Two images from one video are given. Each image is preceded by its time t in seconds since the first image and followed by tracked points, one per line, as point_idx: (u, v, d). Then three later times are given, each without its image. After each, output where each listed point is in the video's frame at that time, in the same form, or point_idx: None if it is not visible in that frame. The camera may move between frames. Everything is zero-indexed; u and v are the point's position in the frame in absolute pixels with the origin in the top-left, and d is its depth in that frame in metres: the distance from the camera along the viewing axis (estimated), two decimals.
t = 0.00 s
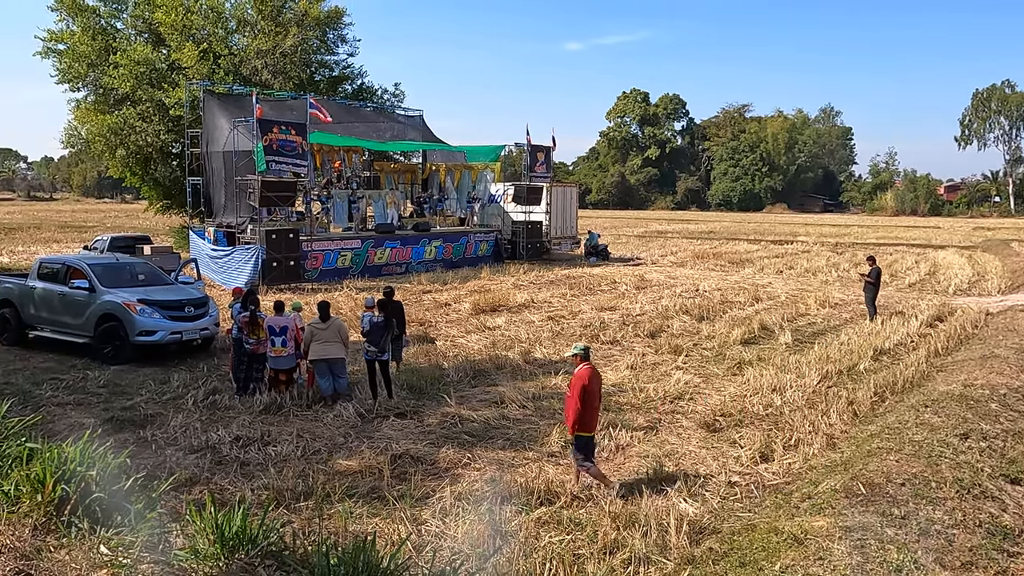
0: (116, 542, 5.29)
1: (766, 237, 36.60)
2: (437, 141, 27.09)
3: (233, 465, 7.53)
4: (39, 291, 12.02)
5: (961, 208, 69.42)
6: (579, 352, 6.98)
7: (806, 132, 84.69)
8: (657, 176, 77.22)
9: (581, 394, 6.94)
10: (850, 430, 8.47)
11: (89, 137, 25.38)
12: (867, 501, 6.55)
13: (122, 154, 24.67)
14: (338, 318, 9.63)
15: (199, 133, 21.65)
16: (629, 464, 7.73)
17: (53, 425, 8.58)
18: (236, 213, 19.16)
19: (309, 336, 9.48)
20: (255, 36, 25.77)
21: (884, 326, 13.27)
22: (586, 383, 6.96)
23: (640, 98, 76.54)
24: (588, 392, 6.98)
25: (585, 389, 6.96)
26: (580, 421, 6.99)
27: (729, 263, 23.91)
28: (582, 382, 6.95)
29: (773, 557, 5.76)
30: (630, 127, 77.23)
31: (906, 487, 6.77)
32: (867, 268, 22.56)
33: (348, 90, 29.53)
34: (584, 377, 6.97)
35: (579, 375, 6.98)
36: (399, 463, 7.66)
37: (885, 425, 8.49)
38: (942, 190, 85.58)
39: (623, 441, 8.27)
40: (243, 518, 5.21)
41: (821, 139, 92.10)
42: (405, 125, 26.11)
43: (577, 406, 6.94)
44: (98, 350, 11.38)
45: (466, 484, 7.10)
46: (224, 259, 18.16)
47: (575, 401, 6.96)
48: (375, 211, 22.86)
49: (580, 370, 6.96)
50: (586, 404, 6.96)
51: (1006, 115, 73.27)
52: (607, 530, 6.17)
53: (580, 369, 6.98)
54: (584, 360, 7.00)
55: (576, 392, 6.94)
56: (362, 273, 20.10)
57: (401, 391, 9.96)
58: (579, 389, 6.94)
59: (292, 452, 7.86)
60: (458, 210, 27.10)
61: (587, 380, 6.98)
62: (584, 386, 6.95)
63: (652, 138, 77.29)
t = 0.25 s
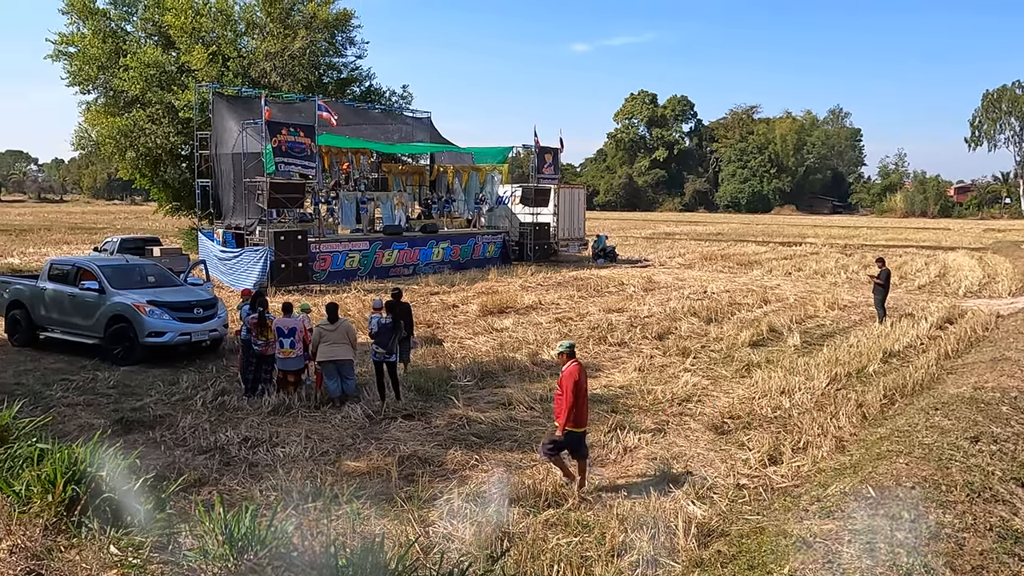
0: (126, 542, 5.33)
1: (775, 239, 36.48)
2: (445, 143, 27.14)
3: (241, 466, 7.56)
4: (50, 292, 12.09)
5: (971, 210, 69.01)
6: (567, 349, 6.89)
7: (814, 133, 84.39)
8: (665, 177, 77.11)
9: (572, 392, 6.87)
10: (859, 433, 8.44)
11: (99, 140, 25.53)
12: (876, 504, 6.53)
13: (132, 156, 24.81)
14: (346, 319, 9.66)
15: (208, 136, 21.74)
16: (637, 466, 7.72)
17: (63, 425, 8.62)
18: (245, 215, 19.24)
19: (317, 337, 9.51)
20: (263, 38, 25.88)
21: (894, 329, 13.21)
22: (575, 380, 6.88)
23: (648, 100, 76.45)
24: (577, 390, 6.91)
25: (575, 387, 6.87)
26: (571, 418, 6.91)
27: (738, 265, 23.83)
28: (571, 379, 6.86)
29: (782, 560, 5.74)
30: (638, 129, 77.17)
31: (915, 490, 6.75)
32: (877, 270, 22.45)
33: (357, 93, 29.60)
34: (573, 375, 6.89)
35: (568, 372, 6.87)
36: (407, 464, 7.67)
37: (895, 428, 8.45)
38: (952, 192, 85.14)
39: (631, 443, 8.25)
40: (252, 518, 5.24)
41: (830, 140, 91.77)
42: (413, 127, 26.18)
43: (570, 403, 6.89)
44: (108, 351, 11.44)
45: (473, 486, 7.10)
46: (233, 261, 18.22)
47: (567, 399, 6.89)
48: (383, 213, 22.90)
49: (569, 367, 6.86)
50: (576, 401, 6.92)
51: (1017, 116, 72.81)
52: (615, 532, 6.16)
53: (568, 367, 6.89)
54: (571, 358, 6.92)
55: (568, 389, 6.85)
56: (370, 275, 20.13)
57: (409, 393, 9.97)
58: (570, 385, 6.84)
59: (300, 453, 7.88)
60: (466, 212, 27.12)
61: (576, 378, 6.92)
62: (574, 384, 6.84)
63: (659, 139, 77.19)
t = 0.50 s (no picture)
0: (135, 543, 5.38)
1: (783, 241, 36.36)
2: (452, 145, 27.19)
3: (250, 467, 7.57)
4: (60, 294, 12.16)
5: (981, 211, 68.59)
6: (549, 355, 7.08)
7: (823, 134, 84.11)
8: (672, 179, 76.94)
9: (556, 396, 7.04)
10: (868, 436, 8.39)
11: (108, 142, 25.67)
12: (885, 507, 6.51)
13: (141, 158, 24.93)
14: (354, 321, 9.68)
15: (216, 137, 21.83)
16: (645, 468, 7.71)
17: (72, 426, 8.66)
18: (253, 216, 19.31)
19: (325, 339, 9.53)
20: (271, 40, 25.98)
21: (903, 331, 13.15)
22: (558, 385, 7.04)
23: (655, 101, 76.34)
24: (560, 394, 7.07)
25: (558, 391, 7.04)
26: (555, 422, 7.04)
27: (746, 266, 23.77)
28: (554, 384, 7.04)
29: (790, 563, 5.73)
30: (645, 130, 77.06)
31: (925, 494, 6.73)
32: (885, 271, 22.36)
33: (365, 94, 29.66)
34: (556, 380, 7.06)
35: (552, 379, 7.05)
36: (414, 466, 7.68)
37: (904, 431, 8.41)
38: (961, 193, 84.70)
39: (638, 445, 8.24)
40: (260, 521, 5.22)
41: (839, 142, 91.43)
42: (420, 129, 26.23)
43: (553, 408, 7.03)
44: (117, 352, 11.49)
45: (480, 488, 7.10)
46: (241, 262, 18.29)
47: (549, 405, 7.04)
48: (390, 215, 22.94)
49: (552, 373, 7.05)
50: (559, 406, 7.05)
51: None
52: (623, 534, 6.14)
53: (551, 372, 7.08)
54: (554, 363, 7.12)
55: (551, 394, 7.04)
56: (377, 277, 20.16)
57: (416, 395, 9.99)
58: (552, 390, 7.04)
59: (308, 454, 7.90)
60: (473, 214, 27.12)
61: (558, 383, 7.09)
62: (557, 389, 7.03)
63: (667, 141, 77.06)
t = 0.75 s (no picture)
0: (144, 543, 5.36)
1: (790, 242, 36.27)
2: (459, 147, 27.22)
3: (257, 468, 7.59)
4: (69, 294, 12.23)
5: (990, 213, 68.22)
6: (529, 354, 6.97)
7: (830, 136, 83.86)
8: (679, 180, 76.80)
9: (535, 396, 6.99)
10: (876, 438, 8.35)
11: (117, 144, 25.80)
12: (894, 511, 6.50)
13: (150, 160, 25.05)
14: (360, 322, 9.69)
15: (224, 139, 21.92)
16: (652, 470, 7.70)
17: (81, 426, 8.70)
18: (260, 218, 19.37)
19: (332, 340, 9.55)
20: (279, 43, 26.08)
21: (911, 333, 13.10)
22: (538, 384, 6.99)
23: (662, 103, 76.29)
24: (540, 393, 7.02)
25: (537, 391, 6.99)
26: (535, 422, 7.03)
27: (753, 268, 23.71)
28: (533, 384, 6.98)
29: (798, 566, 5.72)
30: (652, 132, 76.99)
31: (934, 497, 6.71)
32: (893, 273, 22.27)
33: (372, 96, 29.72)
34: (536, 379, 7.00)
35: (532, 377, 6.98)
36: (421, 467, 7.69)
37: (912, 433, 8.37)
38: (970, 195, 84.32)
39: (645, 447, 8.23)
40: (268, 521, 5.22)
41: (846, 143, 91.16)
42: (427, 130, 26.27)
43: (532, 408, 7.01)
44: (125, 353, 11.54)
45: (487, 489, 7.10)
46: (248, 263, 18.34)
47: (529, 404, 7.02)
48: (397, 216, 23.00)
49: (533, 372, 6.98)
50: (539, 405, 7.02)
51: None
52: (630, 536, 6.13)
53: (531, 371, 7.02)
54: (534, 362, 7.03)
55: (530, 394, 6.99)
56: (384, 278, 20.20)
57: (423, 396, 9.99)
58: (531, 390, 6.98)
59: (315, 455, 7.91)
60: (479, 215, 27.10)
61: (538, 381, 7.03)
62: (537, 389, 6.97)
63: (673, 142, 76.95)
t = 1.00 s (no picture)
0: (151, 543, 5.38)
1: (798, 244, 36.17)
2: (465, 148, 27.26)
3: (264, 469, 7.62)
4: (77, 296, 12.29)
5: (999, 215, 67.76)
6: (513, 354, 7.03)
7: (837, 137, 83.57)
8: (685, 182, 76.60)
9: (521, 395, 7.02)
10: (884, 440, 8.31)
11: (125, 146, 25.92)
12: (901, 513, 6.48)
13: (157, 162, 25.17)
14: (367, 324, 9.71)
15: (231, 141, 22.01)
16: (659, 472, 7.69)
17: (89, 427, 8.75)
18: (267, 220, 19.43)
19: (338, 341, 9.57)
20: (286, 45, 26.18)
21: (919, 335, 13.03)
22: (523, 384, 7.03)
23: (668, 104, 76.19)
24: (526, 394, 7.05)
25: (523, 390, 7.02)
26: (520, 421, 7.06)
27: (760, 270, 23.63)
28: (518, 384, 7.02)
29: (805, 569, 5.71)
30: (658, 134, 76.87)
31: (942, 499, 6.69)
32: (901, 275, 22.17)
33: (378, 98, 29.77)
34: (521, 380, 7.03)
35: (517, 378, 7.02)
36: (427, 468, 7.69)
37: (920, 435, 8.34)
38: (978, 196, 83.87)
39: (651, 449, 8.21)
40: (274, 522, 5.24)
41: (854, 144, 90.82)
42: (433, 132, 26.32)
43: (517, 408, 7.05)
44: (133, 354, 11.60)
45: (493, 491, 7.10)
46: (255, 265, 18.40)
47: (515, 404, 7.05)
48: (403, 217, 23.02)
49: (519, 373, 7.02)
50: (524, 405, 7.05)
51: None
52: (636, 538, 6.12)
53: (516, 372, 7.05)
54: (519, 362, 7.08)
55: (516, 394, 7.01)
56: (390, 279, 20.23)
57: (429, 397, 10.00)
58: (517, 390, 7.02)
59: (321, 456, 7.93)
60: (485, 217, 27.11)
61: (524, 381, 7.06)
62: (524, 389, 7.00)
63: (680, 143, 76.80)
